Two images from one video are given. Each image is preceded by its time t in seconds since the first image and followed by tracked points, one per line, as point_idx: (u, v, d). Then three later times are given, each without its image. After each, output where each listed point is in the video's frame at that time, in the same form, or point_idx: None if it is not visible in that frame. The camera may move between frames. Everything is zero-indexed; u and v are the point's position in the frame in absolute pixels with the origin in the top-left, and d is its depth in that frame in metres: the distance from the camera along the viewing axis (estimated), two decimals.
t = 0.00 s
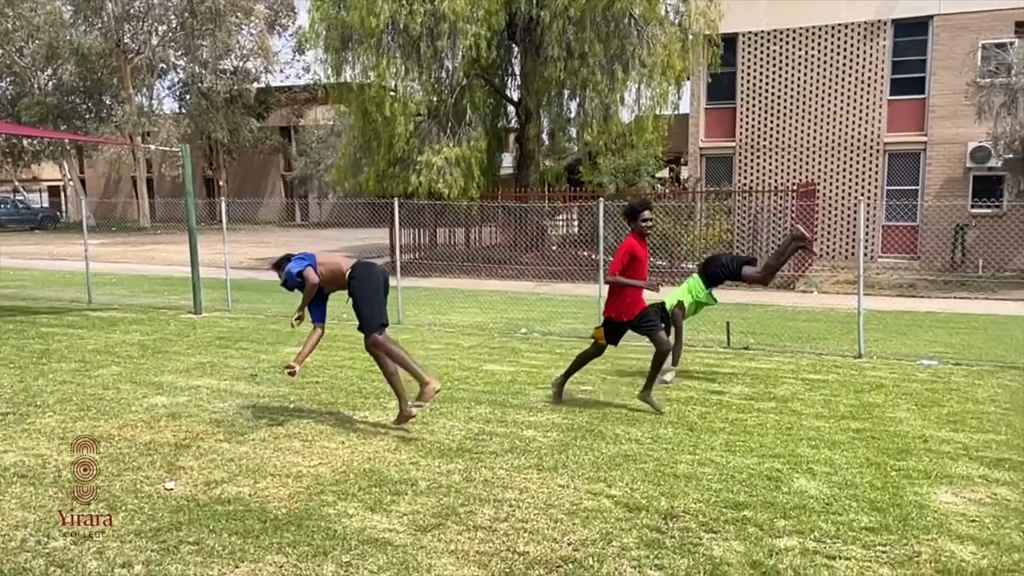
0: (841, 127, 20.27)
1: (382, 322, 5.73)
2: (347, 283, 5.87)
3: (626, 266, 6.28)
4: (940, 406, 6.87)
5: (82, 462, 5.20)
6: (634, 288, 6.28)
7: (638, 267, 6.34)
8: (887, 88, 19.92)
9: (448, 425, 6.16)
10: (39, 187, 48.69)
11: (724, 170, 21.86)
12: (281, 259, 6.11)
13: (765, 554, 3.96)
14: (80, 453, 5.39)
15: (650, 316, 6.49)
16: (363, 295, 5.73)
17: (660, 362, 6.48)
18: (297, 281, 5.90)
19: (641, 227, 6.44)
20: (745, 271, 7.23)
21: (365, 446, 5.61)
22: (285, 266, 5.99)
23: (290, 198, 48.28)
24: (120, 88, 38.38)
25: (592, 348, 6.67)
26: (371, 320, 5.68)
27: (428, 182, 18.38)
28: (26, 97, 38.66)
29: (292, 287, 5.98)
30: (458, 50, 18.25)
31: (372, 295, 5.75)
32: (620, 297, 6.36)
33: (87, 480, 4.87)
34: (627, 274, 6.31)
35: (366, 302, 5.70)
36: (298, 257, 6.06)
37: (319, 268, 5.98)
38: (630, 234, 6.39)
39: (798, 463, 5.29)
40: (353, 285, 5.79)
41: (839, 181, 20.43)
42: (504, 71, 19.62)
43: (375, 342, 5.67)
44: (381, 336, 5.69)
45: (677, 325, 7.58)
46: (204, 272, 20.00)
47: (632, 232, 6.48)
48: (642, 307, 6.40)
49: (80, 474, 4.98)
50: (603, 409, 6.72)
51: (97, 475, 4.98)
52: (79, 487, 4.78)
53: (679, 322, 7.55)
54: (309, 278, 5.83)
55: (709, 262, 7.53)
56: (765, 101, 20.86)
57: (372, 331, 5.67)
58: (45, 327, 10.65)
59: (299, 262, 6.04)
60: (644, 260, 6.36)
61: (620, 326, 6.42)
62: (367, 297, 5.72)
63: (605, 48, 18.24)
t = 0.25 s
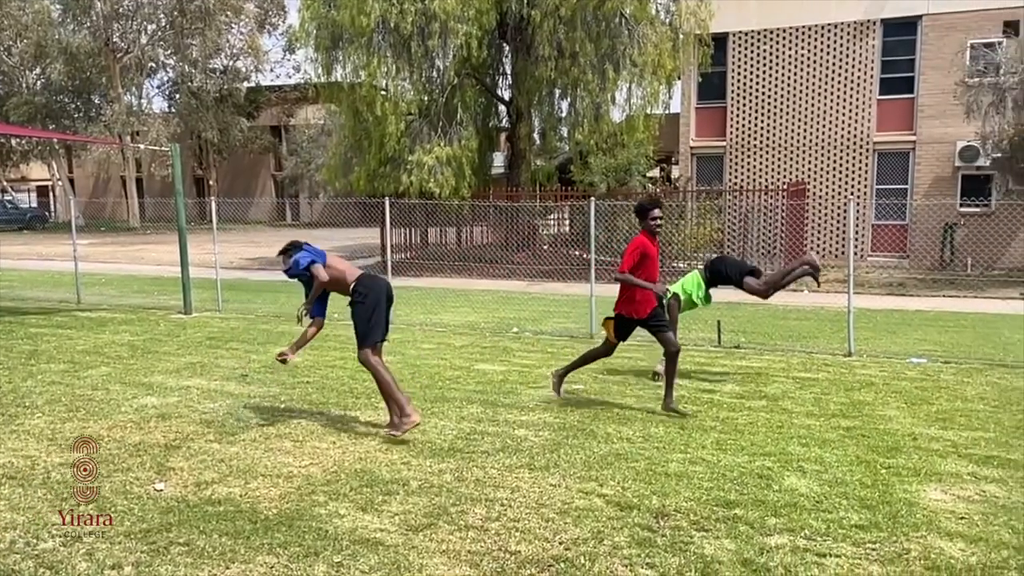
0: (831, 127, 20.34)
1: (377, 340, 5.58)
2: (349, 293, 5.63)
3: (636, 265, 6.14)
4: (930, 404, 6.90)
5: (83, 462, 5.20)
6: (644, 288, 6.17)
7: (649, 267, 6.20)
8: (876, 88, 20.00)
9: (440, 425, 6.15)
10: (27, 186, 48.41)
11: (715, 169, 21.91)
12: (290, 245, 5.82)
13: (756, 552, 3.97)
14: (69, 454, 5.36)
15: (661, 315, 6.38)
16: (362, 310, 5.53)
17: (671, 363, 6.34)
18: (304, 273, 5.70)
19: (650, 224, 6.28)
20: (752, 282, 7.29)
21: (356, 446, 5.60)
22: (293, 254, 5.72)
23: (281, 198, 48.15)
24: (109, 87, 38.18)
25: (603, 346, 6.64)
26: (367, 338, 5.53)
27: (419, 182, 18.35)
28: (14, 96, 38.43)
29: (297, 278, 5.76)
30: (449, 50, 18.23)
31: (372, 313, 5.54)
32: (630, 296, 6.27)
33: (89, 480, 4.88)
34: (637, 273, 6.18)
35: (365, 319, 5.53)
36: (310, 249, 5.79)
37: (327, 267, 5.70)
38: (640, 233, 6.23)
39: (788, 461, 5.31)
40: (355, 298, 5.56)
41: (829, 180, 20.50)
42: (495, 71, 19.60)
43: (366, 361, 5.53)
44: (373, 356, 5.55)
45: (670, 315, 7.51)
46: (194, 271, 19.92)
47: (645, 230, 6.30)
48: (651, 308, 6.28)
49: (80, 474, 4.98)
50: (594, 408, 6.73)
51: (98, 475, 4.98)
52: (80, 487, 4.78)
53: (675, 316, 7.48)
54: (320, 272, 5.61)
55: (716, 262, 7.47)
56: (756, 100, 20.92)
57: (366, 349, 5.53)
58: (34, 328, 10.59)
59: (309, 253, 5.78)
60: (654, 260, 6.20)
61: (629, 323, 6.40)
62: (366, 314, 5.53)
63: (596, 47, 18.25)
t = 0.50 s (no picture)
0: (820, 126, 20.42)
1: (374, 362, 5.54)
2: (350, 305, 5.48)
3: (647, 264, 6.12)
4: (917, 402, 6.94)
5: (82, 462, 5.19)
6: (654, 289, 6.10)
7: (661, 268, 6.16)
8: (864, 88, 20.09)
9: (431, 425, 6.14)
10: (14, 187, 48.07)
11: (704, 169, 21.96)
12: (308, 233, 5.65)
13: (746, 550, 3.99)
14: (57, 456, 5.33)
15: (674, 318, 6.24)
16: (361, 332, 5.44)
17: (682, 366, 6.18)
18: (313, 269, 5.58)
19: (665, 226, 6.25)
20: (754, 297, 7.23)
21: (347, 446, 5.59)
22: (309, 247, 5.58)
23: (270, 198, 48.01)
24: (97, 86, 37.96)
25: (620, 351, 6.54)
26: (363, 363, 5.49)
27: (409, 182, 18.32)
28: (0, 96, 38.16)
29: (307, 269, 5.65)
30: (439, 49, 18.20)
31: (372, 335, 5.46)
32: (641, 296, 6.19)
33: (89, 480, 4.87)
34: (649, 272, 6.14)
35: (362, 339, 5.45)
36: (326, 244, 5.62)
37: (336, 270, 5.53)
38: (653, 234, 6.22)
39: (778, 459, 5.33)
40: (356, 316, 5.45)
41: (818, 179, 20.58)
42: (485, 70, 19.59)
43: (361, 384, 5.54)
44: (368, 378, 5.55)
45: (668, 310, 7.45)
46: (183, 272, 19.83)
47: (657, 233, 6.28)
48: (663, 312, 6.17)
49: (79, 474, 4.97)
50: (585, 407, 6.73)
51: (97, 475, 4.98)
52: (80, 487, 4.78)
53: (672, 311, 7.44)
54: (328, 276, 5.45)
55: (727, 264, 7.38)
56: (745, 100, 20.98)
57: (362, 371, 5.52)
58: (21, 329, 10.53)
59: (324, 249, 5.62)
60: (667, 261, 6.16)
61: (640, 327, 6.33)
62: (367, 338, 5.45)
63: (586, 47, 18.26)
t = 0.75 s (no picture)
0: (810, 126, 20.49)
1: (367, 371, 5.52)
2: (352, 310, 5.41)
3: (659, 265, 5.98)
4: (907, 399, 6.98)
5: (83, 462, 5.18)
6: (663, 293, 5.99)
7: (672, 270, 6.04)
8: (855, 87, 20.17)
9: (423, 425, 6.13)
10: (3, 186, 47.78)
11: (695, 168, 22.01)
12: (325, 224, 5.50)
13: (738, 548, 4.00)
14: (47, 457, 5.30)
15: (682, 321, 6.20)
16: (359, 341, 5.41)
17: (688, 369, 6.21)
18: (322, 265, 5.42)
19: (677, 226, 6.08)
20: (753, 309, 7.51)
21: (338, 446, 5.58)
22: (325, 242, 5.41)
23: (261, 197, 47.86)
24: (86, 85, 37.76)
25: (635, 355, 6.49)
26: (360, 374, 5.48)
27: (401, 181, 18.29)
28: None
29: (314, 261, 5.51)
30: (430, 48, 18.18)
31: (372, 344, 5.45)
32: (650, 298, 6.09)
33: (89, 480, 4.86)
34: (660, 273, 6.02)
35: (361, 349, 5.43)
36: (341, 243, 5.47)
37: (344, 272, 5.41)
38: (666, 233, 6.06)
39: (769, 457, 5.34)
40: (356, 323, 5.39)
41: (809, 178, 20.65)
42: (477, 69, 19.57)
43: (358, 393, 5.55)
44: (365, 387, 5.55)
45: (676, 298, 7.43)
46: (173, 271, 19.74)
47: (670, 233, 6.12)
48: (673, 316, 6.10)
49: (80, 474, 4.96)
50: (576, 406, 6.73)
51: (98, 475, 4.97)
52: (80, 487, 4.77)
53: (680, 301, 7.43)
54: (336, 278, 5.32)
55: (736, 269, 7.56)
56: (736, 99, 21.04)
57: (358, 380, 5.51)
58: (9, 329, 10.46)
59: (338, 246, 5.47)
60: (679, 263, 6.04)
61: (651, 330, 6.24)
62: (365, 347, 5.44)
63: (577, 46, 18.27)
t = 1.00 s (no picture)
0: (800, 125, 20.57)
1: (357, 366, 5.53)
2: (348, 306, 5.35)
3: (674, 267, 5.94)
4: (896, 397, 7.01)
5: (82, 462, 5.17)
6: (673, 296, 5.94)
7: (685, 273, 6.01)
8: (844, 86, 20.25)
9: (414, 424, 6.13)
10: None
11: (686, 167, 22.06)
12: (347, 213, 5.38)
13: (728, 546, 4.01)
14: (34, 458, 5.26)
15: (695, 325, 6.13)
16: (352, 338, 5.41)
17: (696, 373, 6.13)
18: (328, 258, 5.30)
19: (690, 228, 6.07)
20: (749, 324, 7.63)
21: (329, 446, 5.56)
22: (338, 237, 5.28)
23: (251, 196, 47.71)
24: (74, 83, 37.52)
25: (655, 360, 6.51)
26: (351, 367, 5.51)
27: (391, 180, 18.26)
28: None
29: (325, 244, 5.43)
30: (421, 47, 18.15)
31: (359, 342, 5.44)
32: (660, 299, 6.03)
33: (89, 480, 4.85)
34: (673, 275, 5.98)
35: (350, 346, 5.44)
36: (351, 238, 5.34)
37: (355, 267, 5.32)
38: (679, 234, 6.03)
39: (759, 455, 5.36)
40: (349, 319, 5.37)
41: (799, 177, 20.73)
42: (467, 68, 19.55)
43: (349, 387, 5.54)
44: (358, 384, 5.56)
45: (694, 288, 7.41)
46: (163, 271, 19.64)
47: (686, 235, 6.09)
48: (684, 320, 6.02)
49: (80, 474, 4.96)
50: (568, 405, 6.74)
51: (98, 475, 4.96)
52: (80, 487, 4.76)
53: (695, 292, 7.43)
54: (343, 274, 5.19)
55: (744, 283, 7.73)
56: (726, 98, 21.09)
57: (350, 374, 5.53)
58: None
59: (349, 242, 5.33)
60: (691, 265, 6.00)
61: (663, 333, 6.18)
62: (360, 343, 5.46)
63: (568, 45, 18.26)
